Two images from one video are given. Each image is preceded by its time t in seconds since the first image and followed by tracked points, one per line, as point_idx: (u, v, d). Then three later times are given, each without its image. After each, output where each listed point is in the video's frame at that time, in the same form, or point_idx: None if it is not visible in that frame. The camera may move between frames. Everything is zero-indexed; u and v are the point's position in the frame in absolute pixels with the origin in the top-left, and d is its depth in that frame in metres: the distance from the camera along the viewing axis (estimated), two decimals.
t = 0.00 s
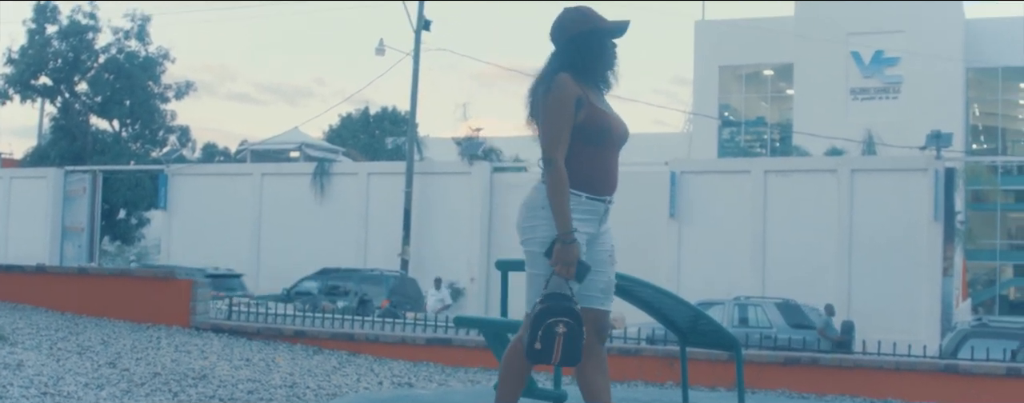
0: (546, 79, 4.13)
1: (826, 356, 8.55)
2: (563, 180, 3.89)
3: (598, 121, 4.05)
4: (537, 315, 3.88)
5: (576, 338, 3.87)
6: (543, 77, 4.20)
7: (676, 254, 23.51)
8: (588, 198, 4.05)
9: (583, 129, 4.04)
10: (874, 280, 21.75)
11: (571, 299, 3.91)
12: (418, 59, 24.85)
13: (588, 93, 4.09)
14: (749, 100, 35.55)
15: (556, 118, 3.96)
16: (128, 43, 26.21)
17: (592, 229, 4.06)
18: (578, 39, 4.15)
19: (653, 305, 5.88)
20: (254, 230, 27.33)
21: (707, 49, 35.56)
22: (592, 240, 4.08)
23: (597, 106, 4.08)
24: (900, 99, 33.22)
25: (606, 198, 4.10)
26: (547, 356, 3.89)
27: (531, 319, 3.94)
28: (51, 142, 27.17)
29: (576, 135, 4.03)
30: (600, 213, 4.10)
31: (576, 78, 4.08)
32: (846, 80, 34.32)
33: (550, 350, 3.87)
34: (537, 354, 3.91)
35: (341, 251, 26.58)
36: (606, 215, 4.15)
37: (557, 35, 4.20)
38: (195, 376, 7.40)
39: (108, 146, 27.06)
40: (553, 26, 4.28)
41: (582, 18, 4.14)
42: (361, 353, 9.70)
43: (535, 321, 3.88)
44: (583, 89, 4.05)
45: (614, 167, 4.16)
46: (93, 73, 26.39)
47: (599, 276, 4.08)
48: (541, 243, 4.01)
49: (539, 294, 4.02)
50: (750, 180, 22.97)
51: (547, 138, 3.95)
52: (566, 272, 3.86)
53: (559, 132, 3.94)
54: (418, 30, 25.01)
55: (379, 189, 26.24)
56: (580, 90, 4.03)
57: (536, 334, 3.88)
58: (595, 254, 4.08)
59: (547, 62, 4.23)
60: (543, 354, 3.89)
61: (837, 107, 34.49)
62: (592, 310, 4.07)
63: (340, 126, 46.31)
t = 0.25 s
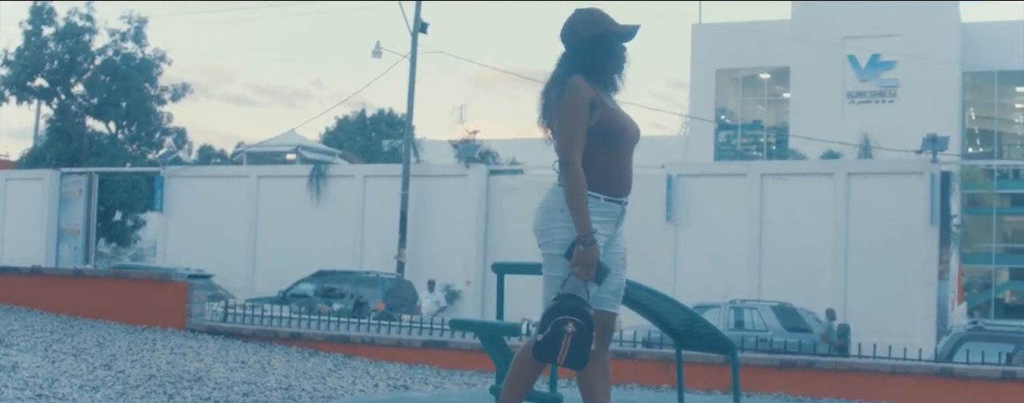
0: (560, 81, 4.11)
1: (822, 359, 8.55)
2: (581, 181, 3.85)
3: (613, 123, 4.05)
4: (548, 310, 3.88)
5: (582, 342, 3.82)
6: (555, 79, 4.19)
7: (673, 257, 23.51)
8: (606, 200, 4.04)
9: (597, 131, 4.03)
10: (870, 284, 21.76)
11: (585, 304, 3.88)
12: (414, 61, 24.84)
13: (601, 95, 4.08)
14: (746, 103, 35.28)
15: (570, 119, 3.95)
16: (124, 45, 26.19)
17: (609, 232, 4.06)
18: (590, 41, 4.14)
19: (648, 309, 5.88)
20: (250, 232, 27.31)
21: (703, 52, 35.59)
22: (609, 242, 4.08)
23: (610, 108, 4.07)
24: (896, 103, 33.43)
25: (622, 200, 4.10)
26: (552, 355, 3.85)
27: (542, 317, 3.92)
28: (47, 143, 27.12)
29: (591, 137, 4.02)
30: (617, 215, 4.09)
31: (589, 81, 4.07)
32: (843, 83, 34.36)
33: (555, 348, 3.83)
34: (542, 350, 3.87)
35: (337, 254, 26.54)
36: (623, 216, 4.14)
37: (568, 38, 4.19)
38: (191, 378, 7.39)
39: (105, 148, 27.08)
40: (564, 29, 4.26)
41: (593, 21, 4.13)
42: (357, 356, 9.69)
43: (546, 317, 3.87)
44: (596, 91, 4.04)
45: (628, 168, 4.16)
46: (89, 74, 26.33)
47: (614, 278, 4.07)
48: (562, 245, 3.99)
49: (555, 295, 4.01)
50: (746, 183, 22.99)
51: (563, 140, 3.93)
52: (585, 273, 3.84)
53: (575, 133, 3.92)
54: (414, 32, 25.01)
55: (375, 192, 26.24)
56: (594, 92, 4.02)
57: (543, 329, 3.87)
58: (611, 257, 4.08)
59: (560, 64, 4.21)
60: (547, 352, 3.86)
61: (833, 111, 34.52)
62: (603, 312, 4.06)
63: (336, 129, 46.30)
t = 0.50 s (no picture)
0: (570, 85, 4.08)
1: (817, 362, 8.56)
2: (596, 186, 3.83)
3: (624, 127, 4.03)
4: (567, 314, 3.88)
5: (601, 347, 3.83)
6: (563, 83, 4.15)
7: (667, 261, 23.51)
8: (619, 204, 4.03)
9: (609, 136, 4.02)
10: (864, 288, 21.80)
11: (602, 309, 3.89)
12: (409, 64, 24.84)
13: (610, 99, 4.06)
14: (740, 106, 35.79)
15: (582, 125, 3.92)
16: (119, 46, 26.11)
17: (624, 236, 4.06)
18: (598, 45, 4.11)
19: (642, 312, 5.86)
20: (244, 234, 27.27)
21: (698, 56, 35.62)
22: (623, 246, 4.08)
23: (620, 111, 4.05)
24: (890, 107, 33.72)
25: (634, 203, 4.09)
26: (570, 360, 3.84)
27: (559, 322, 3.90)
28: (41, 145, 27.05)
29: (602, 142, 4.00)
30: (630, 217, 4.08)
31: (598, 85, 4.05)
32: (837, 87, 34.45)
33: (573, 352, 3.82)
34: (560, 354, 3.85)
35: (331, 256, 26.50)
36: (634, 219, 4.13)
37: (575, 41, 4.16)
38: (184, 381, 7.37)
39: (99, 149, 26.94)
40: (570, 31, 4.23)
41: (602, 24, 4.10)
42: (351, 358, 9.67)
43: (565, 321, 3.86)
44: (605, 96, 4.02)
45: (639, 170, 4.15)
46: (84, 75, 26.31)
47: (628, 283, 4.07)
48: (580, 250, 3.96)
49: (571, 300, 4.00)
50: (741, 186, 23.00)
51: (575, 145, 3.91)
52: (602, 279, 3.84)
53: (587, 139, 3.90)
54: (409, 35, 25.01)
55: (370, 194, 26.22)
56: (604, 97, 4.00)
57: (561, 332, 3.85)
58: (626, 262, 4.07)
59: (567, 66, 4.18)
60: (566, 357, 3.84)
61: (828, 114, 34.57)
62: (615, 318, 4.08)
63: (331, 131, 46.32)
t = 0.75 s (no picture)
0: (578, 89, 4.07)
1: (810, 365, 8.56)
2: (608, 191, 3.82)
3: (632, 132, 4.04)
4: (588, 323, 3.88)
5: (630, 346, 3.85)
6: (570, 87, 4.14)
7: (662, 263, 23.47)
8: (628, 208, 4.05)
9: (617, 141, 4.02)
10: (858, 290, 21.84)
11: (622, 312, 3.91)
12: (404, 67, 24.81)
13: (619, 103, 4.06)
14: (735, 109, 35.42)
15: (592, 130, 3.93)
16: (114, 48, 26.21)
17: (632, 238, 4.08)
18: (605, 49, 4.09)
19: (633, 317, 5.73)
20: (238, 237, 27.22)
21: (694, 58, 35.57)
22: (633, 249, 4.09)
23: (628, 116, 4.06)
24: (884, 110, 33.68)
25: (640, 207, 4.11)
26: (601, 364, 3.84)
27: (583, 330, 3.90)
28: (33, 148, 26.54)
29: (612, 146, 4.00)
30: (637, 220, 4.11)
31: (606, 89, 4.04)
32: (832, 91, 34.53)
33: (603, 356, 3.82)
34: (591, 360, 3.84)
35: (325, 258, 26.43)
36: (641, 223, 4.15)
37: (583, 43, 4.14)
38: (179, 383, 7.36)
39: (93, 152, 27.04)
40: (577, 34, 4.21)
41: (609, 29, 4.09)
42: (344, 361, 9.66)
43: (589, 328, 3.86)
44: (614, 99, 4.02)
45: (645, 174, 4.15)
46: (78, 78, 25.83)
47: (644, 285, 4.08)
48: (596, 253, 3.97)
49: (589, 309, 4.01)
50: (735, 189, 23.02)
51: (585, 150, 3.90)
52: (617, 284, 3.86)
53: (597, 143, 3.90)
54: (405, 37, 24.98)
55: (365, 197, 26.20)
56: (612, 101, 4.00)
57: (588, 339, 3.85)
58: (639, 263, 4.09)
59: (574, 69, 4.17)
60: (596, 361, 3.84)
61: (823, 117, 34.62)
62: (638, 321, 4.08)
63: (325, 134, 46.25)
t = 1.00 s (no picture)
0: (587, 90, 4.11)
1: (804, 367, 8.55)
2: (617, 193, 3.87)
3: (640, 134, 4.09)
4: (612, 330, 3.87)
5: (657, 343, 3.85)
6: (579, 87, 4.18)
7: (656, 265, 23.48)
8: (633, 210, 4.11)
9: (625, 143, 4.07)
10: (850, 293, 21.88)
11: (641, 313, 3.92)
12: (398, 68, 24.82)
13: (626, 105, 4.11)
14: (728, 111, 35.81)
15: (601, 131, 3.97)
16: (108, 50, 26.29)
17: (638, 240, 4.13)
18: (614, 52, 4.14)
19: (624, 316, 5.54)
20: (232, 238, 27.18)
21: (688, 61, 35.59)
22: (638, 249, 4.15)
23: (635, 118, 4.11)
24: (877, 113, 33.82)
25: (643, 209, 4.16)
26: (634, 366, 3.82)
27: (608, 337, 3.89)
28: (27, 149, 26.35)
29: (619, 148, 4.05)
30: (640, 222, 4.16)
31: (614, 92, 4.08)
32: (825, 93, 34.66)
33: (634, 358, 3.81)
34: (623, 363, 3.82)
35: (318, 260, 26.38)
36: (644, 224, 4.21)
37: (591, 45, 4.17)
38: (172, 385, 7.35)
39: (87, 154, 26.28)
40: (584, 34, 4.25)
41: (618, 31, 4.12)
42: (338, 363, 9.66)
43: (615, 333, 3.86)
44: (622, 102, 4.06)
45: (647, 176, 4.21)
46: (72, 79, 25.77)
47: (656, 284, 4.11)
48: (607, 255, 4.02)
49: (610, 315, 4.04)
50: (729, 192, 23.03)
51: (595, 152, 3.94)
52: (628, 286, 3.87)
53: (607, 146, 3.94)
54: (399, 39, 24.99)
55: (359, 198, 26.18)
56: (621, 104, 4.04)
57: (617, 344, 3.84)
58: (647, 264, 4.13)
59: (582, 70, 4.21)
60: (628, 364, 3.82)
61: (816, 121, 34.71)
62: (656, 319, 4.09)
63: (319, 135, 46.28)
